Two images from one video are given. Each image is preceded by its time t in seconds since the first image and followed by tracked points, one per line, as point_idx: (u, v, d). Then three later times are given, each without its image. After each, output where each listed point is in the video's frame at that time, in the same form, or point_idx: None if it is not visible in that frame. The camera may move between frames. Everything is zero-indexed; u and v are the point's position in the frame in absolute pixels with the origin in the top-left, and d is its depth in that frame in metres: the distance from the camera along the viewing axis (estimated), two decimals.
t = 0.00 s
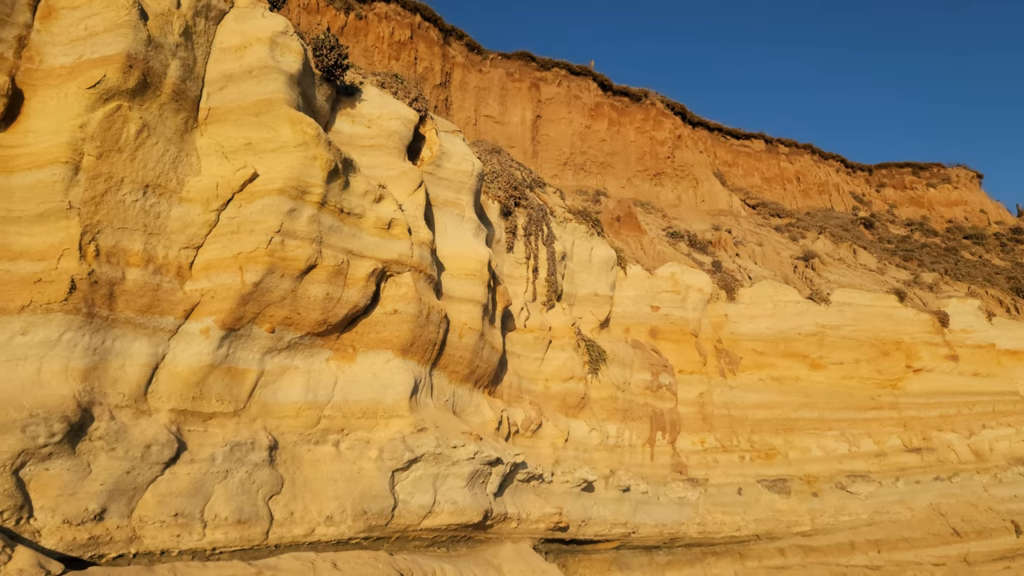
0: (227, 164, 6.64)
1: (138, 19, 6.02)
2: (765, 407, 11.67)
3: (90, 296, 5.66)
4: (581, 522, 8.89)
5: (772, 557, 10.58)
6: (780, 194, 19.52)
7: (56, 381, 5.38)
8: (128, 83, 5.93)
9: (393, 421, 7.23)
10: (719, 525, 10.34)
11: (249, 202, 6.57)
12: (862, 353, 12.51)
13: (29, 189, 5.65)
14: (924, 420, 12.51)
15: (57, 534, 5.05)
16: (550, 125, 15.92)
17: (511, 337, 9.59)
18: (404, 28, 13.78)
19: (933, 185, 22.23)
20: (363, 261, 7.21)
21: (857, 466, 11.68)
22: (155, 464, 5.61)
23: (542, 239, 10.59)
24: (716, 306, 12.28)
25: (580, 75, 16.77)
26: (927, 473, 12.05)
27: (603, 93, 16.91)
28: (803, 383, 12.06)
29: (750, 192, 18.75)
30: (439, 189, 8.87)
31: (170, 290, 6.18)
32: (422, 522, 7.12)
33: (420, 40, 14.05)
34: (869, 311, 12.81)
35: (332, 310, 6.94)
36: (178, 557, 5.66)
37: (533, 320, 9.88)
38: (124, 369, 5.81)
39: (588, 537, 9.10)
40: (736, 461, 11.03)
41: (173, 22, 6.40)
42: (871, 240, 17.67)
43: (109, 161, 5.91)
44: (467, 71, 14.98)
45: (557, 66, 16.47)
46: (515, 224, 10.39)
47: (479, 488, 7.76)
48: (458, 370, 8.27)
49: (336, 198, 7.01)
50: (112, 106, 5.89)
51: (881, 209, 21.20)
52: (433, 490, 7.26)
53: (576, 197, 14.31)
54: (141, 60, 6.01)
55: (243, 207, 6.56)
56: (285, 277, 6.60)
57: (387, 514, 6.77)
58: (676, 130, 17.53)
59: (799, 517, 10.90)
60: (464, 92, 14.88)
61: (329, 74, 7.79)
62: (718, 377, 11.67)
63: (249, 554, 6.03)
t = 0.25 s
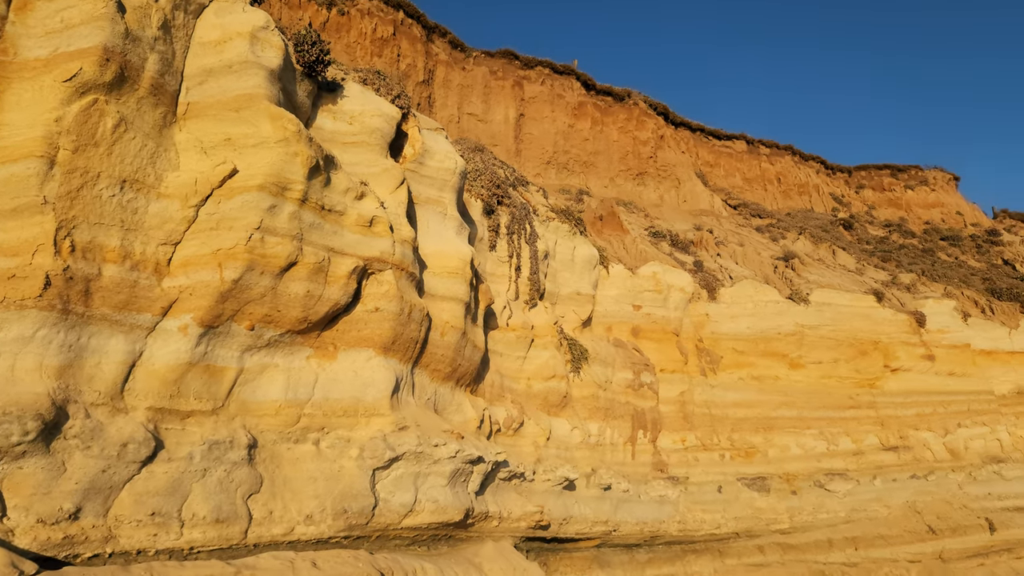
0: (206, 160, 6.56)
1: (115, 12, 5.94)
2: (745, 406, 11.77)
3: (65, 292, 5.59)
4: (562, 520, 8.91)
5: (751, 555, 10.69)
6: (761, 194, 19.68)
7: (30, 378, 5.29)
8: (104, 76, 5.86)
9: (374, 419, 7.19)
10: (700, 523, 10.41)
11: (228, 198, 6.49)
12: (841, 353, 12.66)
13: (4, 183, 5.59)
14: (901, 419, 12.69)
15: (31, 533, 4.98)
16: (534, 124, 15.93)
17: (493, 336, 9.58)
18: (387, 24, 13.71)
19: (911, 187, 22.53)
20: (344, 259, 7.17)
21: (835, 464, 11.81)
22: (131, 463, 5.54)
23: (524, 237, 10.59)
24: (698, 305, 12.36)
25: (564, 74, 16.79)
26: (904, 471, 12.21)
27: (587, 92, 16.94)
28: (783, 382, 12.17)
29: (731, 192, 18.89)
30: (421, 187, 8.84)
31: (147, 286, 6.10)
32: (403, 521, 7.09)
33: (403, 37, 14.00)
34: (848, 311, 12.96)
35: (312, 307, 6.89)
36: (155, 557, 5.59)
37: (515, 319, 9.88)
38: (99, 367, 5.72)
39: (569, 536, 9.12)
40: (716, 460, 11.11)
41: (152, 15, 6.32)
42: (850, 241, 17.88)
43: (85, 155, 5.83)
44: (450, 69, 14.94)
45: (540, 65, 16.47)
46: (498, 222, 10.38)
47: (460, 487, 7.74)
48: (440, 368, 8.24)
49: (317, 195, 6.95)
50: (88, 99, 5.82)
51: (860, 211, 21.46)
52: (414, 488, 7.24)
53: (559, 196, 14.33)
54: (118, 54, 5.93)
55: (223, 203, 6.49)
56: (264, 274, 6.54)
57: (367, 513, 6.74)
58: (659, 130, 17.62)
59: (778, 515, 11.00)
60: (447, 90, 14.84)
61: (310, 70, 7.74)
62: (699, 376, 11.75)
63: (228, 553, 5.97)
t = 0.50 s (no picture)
0: (192, 155, 6.52)
1: (100, 5, 5.89)
2: (730, 405, 11.85)
3: (47, 287, 5.54)
4: (547, 518, 8.93)
5: (734, 553, 10.67)
6: (748, 195, 19.80)
7: (12, 374, 5.23)
8: (88, 70, 5.81)
9: (360, 417, 7.17)
10: (684, 522, 10.46)
11: (214, 194, 6.45)
12: (825, 353, 12.77)
13: None
14: (884, 419, 12.81)
15: (12, 530, 4.94)
16: (522, 122, 15.93)
17: (480, 334, 9.59)
18: (376, 21, 13.67)
19: (896, 189, 22.74)
20: (331, 256, 7.14)
21: (819, 464, 11.92)
22: (114, 460, 5.50)
23: (512, 236, 10.60)
24: (684, 305, 12.42)
25: (553, 73, 16.80)
26: (886, 471, 12.34)
27: (576, 91, 16.96)
28: (768, 382, 12.27)
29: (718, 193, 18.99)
30: (409, 184, 8.82)
31: (132, 282, 6.05)
32: (388, 519, 7.08)
33: (391, 34, 13.96)
34: (832, 312, 13.08)
35: (298, 304, 6.86)
36: (138, 554, 5.56)
37: (503, 317, 9.89)
38: (82, 363, 5.67)
39: (555, 534, 9.14)
40: (701, 459, 11.17)
41: (137, 8, 6.27)
42: (835, 242, 18.03)
43: (69, 149, 5.78)
44: (439, 67, 14.92)
45: (529, 63, 16.47)
46: (485, 221, 10.37)
47: (446, 485, 7.74)
48: (426, 366, 8.23)
49: (303, 191, 6.93)
50: (72, 93, 5.77)
51: (846, 212, 21.64)
52: (400, 486, 7.23)
53: (547, 195, 14.36)
54: (103, 47, 5.88)
55: (208, 199, 6.44)
56: (250, 271, 6.51)
57: (352, 511, 6.73)
58: (647, 130, 17.68)
59: (762, 514, 11.08)
60: (436, 87, 14.81)
61: (298, 66, 7.70)
62: (685, 376, 11.81)
63: (212, 551, 5.94)
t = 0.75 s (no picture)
0: (178, 148, 6.46)
1: None
2: (718, 402, 11.92)
3: (31, 282, 5.49)
4: (536, 514, 8.95)
5: (720, 549, 10.71)
6: (736, 193, 19.88)
7: None
8: (73, 62, 5.75)
9: (348, 413, 7.14)
10: (672, 517, 10.51)
11: (201, 188, 6.40)
12: (812, 350, 12.88)
13: None
14: (870, 416, 12.93)
15: None
16: (512, 119, 15.90)
17: (469, 330, 9.58)
18: (365, 15, 13.59)
19: (883, 188, 22.91)
20: (319, 251, 7.11)
21: (805, 460, 12.01)
22: (99, 455, 5.45)
23: (501, 232, 10.60)
24: (672, 302, 12.46)
25: (543, 69, 16.77)
26: (872, 467, 12.44)
27: (565, 88, 16.96)
28: (755, 378, 12.35)
29: (707, 190, 19.07)
30: (397, 180, 8.79)
31: (117, 276, 5.99)
32: (376, 515, 7.07)
33: (381, 28, 13.89)
34: (819, 309, 13.18)
35: (286, 300, 6.83)
36: (123, 550, 5.53)
37: (491, 314, 9.88)
38: (67, 358, 5.62)
39: (543, 530, 9.16)
40: (688, 455, 11.23)
41: None
42: (822, 241, 18.15)
43: (53, 142, 5.72)
44: (428, 62, 14.87)
45: (519, 59, 16.45)
46: (475, 217, 10.36)
47: (434, 481, 7.74)
48: (415, 362, 8.22)
49: (291, 186, 6.89)
50: (56, 85, 5.71)
51: (833, 211, 21.79)
52: (388, 482, 7.22)
53: (537, 191, 14.37)
54: (88, 39, 5.82)
55: (194, 193, 6.39)
56: (237, 266, 6.47)
57: (340, 507, 6.71)
58: (637, 127, 17.71)
59: (748, 510, 11.14)
60: (425, 83, 14.75)
61: (286, 60, 7.64)
62: (673, 372, 11.86)
63: (198, 547, 5.91)
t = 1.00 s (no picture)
0: (165, 144, 6.40)
1: None
2: (707, 399, 11.98)
3: (15, 277, 5.43)
4: (525, 511, 8.96)
5: (709, 545, 10.80)
6: (726, 191, 19.94)
7: None
8: (59, 55, 5.69)
9: (337, 410, 7.11)
10: (661, 514, 10.55)
11: (188, 183, 6.35)
12: (800, 348, 12.96)
13: None
14: (857, 413, 13.03)
15: None
16: (502, 115, 15.87)
17: (459, 328, 9.56)
18: (355, 10, 13.52)
19: (871, 187, 23.06)
20: (308, 248, 7.07)
21: (793, 457, 12.08)
22: (85, 453, 5.41)
23: (492, 229, 10.58)
24: (662, 300, 12.50)
25: (534, 66, 16.75)
26: (859, 464, 12.54)
27: (556, 85, 16.94)
28: (744, 376, 12.41)
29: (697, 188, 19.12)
30: (387, 176, 8.75)
31: (103, 272, 5.94)
32: (365, 513, 7.05)
33: (371, 24, 13.82)
34: (807, 307, 13.27)
35: (274, 296, 6.79)
36: (109, 549, 5.49)
37: (481, 311, 9.87)
38: (52, 355, 5.57)
39: (532, 527, 9.17)
40: (677, 452, 11.27)
41: None
42: (811, 239, 18.25)
43: (38, 136, 5.66)
44: (419, 58, 14.82)
45: (510, 56, 16.42)
46: (465, 214, 10.33)
47: (423, 478, 7.72)
48: (404, 360, 8.20)
49: (280, 182, 6.84)
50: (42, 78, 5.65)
51: (822, 209, 21.91)
52: (377, 480, 7.19)
53: (528, 189, 14.37)
54: (74, 32, 5.76)
55: (182, 188, 6.34)
56: (225, 262, 6.43)
57: (329, 505, 6.68)
58: (627, 124, 17.73)
59: (736, 506, 11.20)
60: (416, 79, 14.70)
61: (275, 55, 7.59)
62: (663, 369, 11.90)
63: (185, 545, 5.88)
